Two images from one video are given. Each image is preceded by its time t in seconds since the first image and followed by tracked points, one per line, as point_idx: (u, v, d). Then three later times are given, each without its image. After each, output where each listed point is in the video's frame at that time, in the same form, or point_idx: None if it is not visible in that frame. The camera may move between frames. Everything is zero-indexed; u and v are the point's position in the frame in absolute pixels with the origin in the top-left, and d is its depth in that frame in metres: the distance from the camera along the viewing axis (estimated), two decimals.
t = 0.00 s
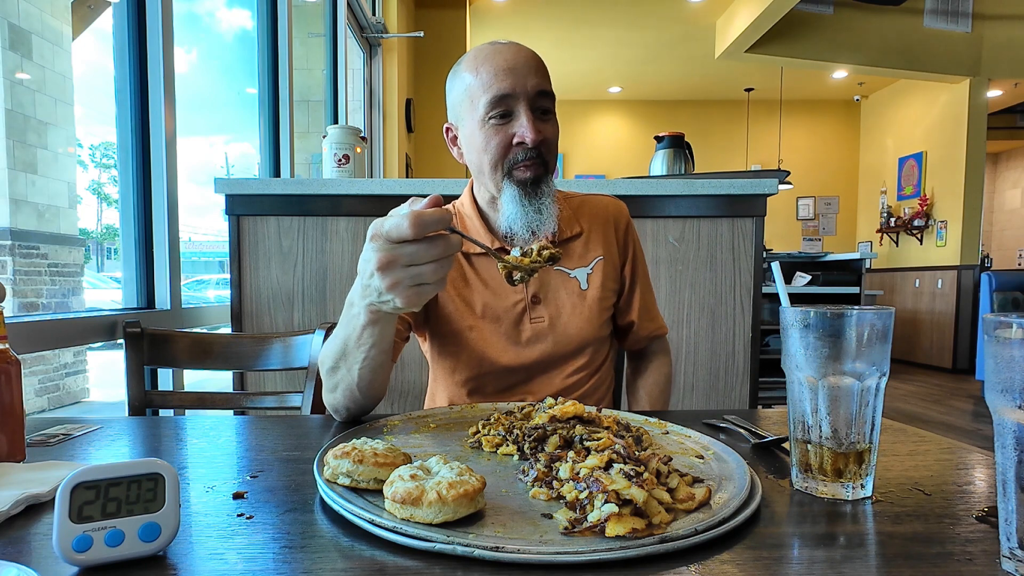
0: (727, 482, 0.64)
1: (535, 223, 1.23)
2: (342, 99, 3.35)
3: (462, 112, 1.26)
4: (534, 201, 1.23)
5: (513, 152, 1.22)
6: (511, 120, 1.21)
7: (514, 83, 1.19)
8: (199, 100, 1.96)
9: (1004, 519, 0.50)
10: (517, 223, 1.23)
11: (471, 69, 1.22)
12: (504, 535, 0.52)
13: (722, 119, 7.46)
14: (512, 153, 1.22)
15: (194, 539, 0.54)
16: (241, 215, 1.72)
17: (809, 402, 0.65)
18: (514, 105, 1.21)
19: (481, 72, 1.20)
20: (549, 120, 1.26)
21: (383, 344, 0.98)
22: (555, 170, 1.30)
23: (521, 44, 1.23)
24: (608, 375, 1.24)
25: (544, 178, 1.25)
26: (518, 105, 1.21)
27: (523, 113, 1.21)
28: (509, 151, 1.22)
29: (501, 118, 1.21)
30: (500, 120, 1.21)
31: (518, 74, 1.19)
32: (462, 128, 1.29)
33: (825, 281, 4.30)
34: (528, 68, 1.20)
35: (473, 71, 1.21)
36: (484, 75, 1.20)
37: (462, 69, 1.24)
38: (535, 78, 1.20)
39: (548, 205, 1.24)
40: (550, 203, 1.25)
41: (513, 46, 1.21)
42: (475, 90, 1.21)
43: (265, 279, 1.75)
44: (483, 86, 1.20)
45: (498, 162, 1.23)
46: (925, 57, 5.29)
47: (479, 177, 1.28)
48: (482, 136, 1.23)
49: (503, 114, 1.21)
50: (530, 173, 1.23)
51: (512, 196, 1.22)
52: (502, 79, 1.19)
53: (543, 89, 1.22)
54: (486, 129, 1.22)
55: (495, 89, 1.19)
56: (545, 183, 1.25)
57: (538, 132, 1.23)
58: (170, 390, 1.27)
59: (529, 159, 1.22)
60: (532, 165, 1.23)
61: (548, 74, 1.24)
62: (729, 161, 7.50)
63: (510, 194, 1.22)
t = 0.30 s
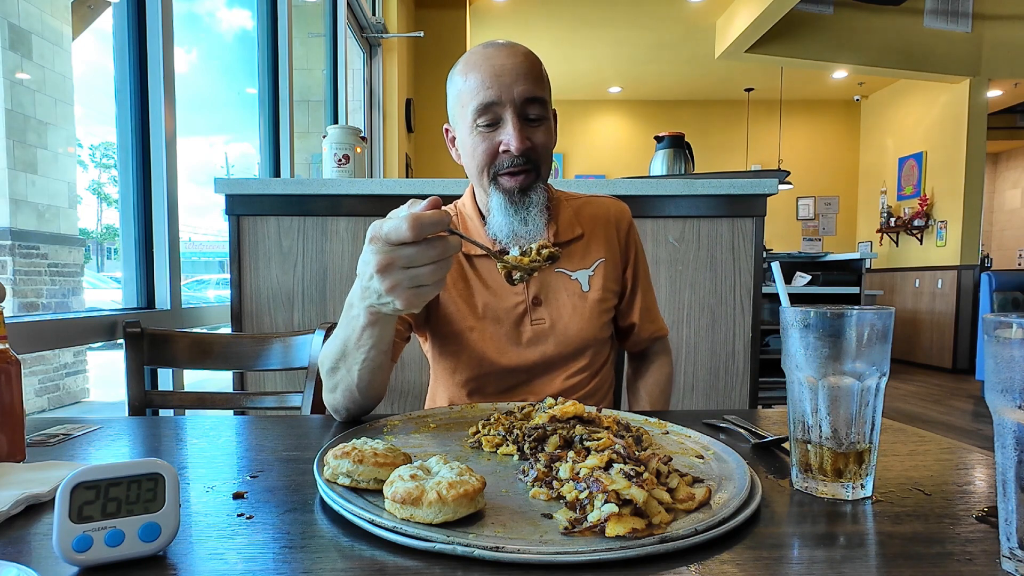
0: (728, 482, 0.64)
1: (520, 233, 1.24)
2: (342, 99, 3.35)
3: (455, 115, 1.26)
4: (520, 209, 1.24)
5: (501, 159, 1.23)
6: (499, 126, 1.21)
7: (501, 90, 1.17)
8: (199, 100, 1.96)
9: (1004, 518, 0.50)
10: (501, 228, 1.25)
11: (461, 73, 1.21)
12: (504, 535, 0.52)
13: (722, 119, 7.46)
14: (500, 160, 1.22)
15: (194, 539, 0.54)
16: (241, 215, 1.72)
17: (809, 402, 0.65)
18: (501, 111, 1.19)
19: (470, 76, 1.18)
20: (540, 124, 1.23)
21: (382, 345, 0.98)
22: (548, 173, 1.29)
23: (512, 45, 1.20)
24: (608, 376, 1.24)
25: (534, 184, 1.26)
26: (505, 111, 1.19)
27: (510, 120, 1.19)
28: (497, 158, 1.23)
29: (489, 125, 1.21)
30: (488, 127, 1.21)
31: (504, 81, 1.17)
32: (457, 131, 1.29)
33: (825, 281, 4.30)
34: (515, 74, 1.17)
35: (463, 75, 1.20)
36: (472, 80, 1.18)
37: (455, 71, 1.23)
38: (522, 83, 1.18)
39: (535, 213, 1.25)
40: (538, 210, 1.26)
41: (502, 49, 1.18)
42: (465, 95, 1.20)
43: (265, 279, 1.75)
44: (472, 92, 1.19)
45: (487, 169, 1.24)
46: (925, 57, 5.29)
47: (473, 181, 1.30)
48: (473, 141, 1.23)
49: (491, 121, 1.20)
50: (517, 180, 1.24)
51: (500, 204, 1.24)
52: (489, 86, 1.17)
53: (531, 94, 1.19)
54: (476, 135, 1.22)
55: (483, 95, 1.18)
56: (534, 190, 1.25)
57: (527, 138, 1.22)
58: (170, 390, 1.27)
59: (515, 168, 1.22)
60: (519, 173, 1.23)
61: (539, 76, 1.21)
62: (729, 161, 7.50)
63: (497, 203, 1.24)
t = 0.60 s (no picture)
0: (728, 482, 0.64)
1: (543, 212, 1.23)
2: (342, 99, 3.35)
3: (461, 111, 1.27)
4: (539, 190, 1.23)
5: (513, 145, 1.23)
6: (510, 114, 1.22)
7: (511, 78, 1.19)
8: (199, 100, 1.96)
9: (1004, 518, 0.50)
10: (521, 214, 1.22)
11: (467, 67, 1.22)
12: (504, 535, 0.52)
13: (722, 119, 7.46)
14: (512, 147, 1.22)
15: (194, 539, 0.54)
16: (241, 215, 1.72)
17: (808, 401, 0.65)
18: (511, 100, 1.21)
19: (478, 69, 1.20)
20: (548, 113, 1.26)
21: (383, 347, 0.98)
22: (559, 161, 1.30)
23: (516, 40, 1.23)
24: (609, 378, 1.24)
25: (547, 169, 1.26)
26: (515, 99, 1.21)
27: (521, 107, 1.21)
28: (509, 145, 1.23)
29: (500, 114, 1.22)
30: (498, 117, 1.22)
31: (514, 69, 1.19)
32: (462, 127, 1.29)
33: (825, 281, 4.30)
34: (524, 63, 1.20)
35: (470, 69, 1.22)
36: (480, 72, 1.20)
37: (458, 68, 1.24)
38: (531, 72, 1.20)
39: (553, 194, 1.25)
40: (555, 193, 1.25)
41: (509, 41, 1.22)
42: (472, 87, 1.22)
43: (265, 279, 1.75)
44: (480, 83, 1.20)
45: (499, 158, 1.24)
46: (925, 57, 5.29)
47: (481, 176, 1.29)
48: (482, 132, 1.23)
49: (501, 110, 1.21)
50: (532, 165, 1.24)
51: (517, 188, 1.22)
52: (498, 74, 1.19)
53: (540, 81, 1.22)
54: (485, 125, 1.22)
55: (492, 85, 1.20)
56: (549, 173, 1.25)
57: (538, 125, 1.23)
58: (170, 390, 1.27)
59: (530, 152, 1.23)
60: (533, 157, 1.23)
61: (544, 67, 1.24)
62: (729, 161, 7.50)
63: (514, 186, 1.22)
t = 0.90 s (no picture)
0: (727, 482, 0.64)
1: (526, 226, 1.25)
2: (342, 99, 3.35)
3: (474, 105, 1.26)
4: (530, 205, 1.25)
5: (514, 156, 1.23)
6: (518, 124, 1.21)
7: (527, 90, 1.17)
8: (199, 100, 1.96)
9: (1005, 519, 0.50)
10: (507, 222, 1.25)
11: (490, 65, 1.20)
12: (504, 535, 0.52)
13: (722, 119, 7.46)
14: (513, 158, 1.23)
15: (194, 539, 0.54)
16: (241, 215, 1.72)
17: (808, 401, 0.65)
18: (524, 110, 1.19)
19: (498, 71, 1.18)
20: (558, 131, 1.25)
21: (383, 350, 0.98)
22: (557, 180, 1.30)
23: (545, 46, 1.20)
24: (608, 378, 1.24)
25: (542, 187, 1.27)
26: (527, 111, 1.19)
27: (531, 120, 1.20)
28: (510, 154, 1.23)
29: (510, 122, 1.20)
30: (508, 124, 1.21)
31: (533, 81, 1.17)
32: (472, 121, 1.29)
33: (825, 281, 4.30)
34: (545, 76, 1.18)
35: (491, 68, 1.19)
36: (499, 75, 1.18)
37: (481, 62, 1.22)
38: (550, 88, 1.19)
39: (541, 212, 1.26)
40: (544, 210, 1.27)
41: (536, 48, 1.19)
42: (490, 89, 1.20)
43: (265, 278, 1.75)
44: (498, 87, 1.18)
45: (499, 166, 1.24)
46: (925, 57, 5.29)
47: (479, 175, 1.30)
48: (488, 134, 1.23)
49: (513, 118, 1.20)
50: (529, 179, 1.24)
51: (507, 199, 1.25)
52: (517, 83, 1.17)
53: (557, 99, 1.21)
54: (493, 129, 1.22)
55: (508, 91, 1.18)
56: (542, 191, 1.26)
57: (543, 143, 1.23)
58: (170, 391, 1.27)
59: (529, 168, 1.23)
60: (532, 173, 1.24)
61: (565, 84, 1.22)
62: (729, 161, 7.50)
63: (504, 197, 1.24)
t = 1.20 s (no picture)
0: (728, 482, 0.64)
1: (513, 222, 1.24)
2: (342, 99, 3.35)
3: (491, 93, 1.23)
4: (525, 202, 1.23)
5: (519, 151, 1.21)
6: (529, 121, 1.18)
7: (545, 89, 1.15)
8: (199, 100, 1.96)
9: (1005, 519, 0.50)
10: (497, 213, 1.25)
11: (514, 57, 1.17)
12: (504, 535, 0.52)
13: (722, 119, 7.46)
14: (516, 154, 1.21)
15: (194, 539, 0.54)
16: (240, 215, 1.72)
17: (809, 401, 0.65)
18: (538, 109, 1.17)
19: (520, 65, 1.16)
20: (569, 134, 1.21)
21: (391, 350, 0.98)
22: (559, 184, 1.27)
23: (573, 47, 1.18)
24: (609, 380, 1.23)
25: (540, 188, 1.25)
26: (541, 110, 1.16)
27: (542, 120, 1.17)
28: (516, 149, 1.21)
29: (521, 117, 1.18)
30: (519, 119, 1.18)
31: (552, 80, 1.14)
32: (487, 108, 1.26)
33: (825, 281, 4.30)
34: (566, 76, 1.15)
35: (515, 60, 1.17)
36: (521, 68, 1.15)
37: (508, 53, 1.19)
38: (568, 91, 1.16)
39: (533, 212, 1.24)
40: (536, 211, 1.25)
41: (564, 47, 1.16)
42: (509, 81, 1.17)
43: (265, 278, 1.75)
44: (517, 81, 1.16)
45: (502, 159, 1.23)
46: (925, 57, 5.29)
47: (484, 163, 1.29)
48: (499, 126, 1.21)
49: (525, 113, 1.17)
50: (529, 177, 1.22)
51: (503, 190, 1.23)
52: (535, 79, 1.14)
53: (574, 101, 1.17)
54: (504, 120, 1.20)
55: (525, 85, 1.15)
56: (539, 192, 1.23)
57: (550, 143, 1.20)
58: (170, 390, 1.27)
59: (530, 166, 1.20)
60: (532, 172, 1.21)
61: (586, 88, 1.19)
62: (729, 161, 7.50)
63: (501, 188, 1.23)
